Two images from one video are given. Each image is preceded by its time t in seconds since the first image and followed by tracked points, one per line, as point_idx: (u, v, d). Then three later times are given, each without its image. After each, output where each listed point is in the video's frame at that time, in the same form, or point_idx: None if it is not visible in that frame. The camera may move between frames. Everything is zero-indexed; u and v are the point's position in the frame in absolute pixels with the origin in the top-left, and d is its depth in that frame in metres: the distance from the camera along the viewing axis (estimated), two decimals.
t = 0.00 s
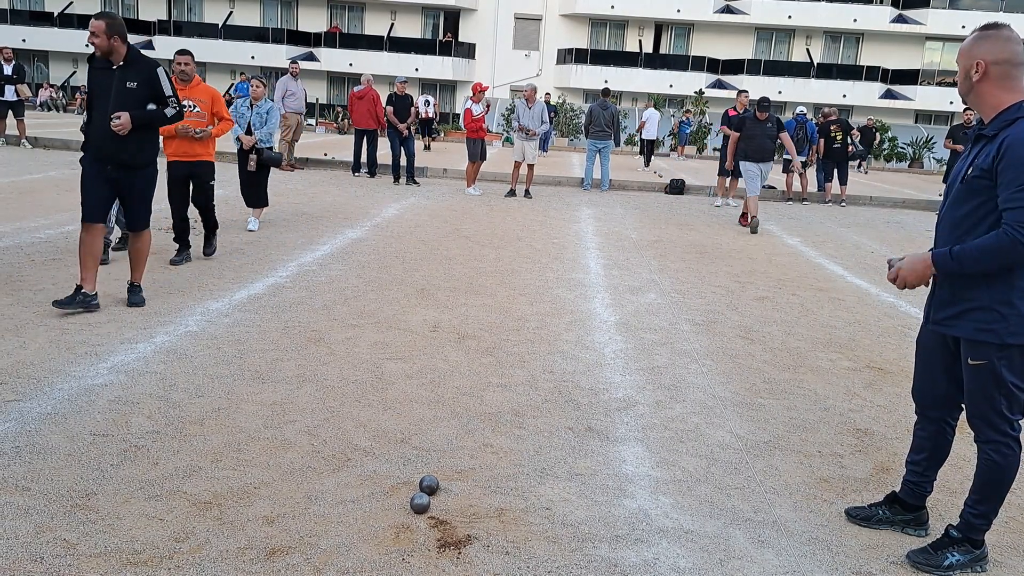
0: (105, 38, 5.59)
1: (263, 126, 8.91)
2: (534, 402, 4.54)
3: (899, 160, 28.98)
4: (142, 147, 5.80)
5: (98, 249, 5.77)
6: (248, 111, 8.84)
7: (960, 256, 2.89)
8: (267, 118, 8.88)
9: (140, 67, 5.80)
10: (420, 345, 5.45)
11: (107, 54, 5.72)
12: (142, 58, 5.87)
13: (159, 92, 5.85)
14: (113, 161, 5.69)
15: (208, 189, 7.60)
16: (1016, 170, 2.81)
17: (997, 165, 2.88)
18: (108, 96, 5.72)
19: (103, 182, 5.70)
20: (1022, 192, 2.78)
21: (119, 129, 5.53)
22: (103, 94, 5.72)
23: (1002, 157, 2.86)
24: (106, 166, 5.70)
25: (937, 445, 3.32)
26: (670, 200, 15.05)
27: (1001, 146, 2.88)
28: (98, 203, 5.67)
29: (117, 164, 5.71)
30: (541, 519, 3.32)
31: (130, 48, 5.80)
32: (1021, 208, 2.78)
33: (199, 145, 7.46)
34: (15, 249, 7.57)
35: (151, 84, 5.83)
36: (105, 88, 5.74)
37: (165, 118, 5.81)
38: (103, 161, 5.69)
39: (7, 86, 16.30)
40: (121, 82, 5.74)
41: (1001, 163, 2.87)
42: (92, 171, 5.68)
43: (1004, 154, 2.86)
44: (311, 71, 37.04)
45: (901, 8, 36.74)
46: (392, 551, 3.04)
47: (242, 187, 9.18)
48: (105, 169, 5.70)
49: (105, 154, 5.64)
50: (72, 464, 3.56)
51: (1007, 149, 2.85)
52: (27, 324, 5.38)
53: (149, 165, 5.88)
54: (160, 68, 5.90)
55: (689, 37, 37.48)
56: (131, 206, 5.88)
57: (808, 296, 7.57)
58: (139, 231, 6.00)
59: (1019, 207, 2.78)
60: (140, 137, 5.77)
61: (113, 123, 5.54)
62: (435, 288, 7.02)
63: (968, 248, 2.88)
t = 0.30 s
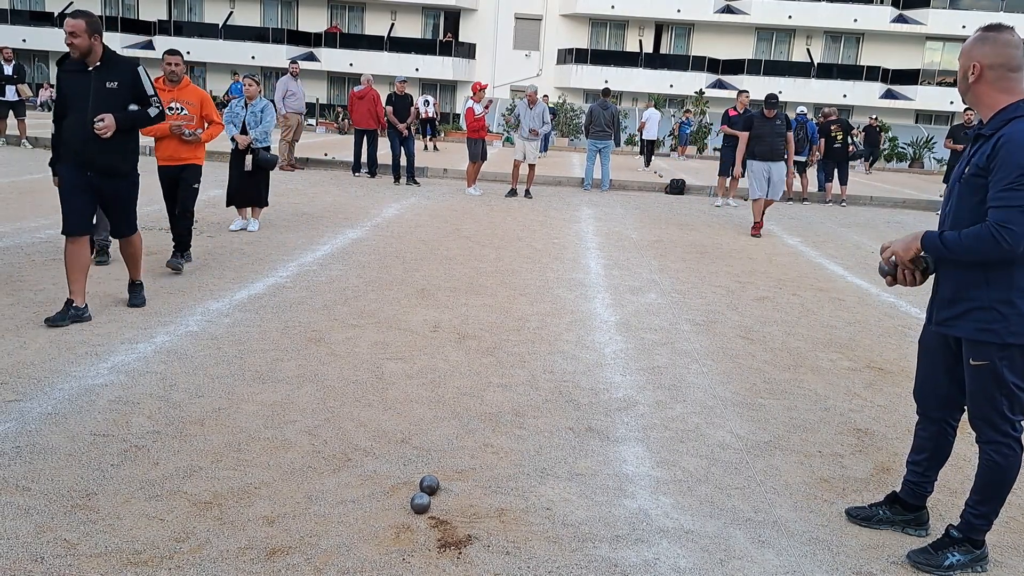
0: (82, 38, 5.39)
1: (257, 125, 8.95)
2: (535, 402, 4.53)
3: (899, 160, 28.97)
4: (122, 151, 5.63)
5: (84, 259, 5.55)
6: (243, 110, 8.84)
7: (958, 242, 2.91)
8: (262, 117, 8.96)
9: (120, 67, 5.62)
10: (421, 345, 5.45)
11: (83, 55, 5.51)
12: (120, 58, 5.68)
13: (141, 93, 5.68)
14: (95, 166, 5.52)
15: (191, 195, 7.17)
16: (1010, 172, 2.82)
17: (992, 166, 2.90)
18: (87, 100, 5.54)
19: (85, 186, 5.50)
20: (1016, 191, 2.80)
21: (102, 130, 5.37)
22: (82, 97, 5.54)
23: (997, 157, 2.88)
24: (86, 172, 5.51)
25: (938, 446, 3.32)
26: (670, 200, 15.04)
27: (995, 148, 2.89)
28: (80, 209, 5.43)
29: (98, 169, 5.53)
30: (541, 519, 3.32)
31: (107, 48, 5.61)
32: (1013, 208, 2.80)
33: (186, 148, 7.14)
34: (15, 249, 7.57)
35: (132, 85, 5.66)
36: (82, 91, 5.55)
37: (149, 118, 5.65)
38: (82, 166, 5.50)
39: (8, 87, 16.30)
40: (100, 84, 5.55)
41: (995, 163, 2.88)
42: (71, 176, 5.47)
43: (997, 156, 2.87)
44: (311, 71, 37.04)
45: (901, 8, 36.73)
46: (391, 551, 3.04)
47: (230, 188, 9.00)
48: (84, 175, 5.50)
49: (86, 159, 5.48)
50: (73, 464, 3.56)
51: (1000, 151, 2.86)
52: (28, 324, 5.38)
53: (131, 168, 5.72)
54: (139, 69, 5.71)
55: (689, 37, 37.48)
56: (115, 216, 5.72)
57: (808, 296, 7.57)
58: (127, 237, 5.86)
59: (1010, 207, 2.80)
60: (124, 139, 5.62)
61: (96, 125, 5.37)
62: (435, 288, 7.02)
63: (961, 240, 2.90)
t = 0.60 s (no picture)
0: (59, 32, 5.08)
1: (250, 128, 8.59)
2: (535, 402, 4.53)
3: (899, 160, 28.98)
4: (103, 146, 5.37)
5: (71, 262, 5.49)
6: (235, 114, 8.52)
7: (949, 267, 2.91)
8: (254, 120, 8.55)
9: (97, 59, 5.33)
10: (421, 345, 5.44)
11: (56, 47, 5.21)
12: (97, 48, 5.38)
13: (120, 86, 5.41)
14: (73, 162, 5.29)
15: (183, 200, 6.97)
16: (997, 170, 2.82)
17: (983, 164, 2.90)
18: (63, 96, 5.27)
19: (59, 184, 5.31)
20: (1000, 193, 2.80)
21: (82, 127, 5.08)
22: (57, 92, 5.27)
23: (987, 157, 2.89)
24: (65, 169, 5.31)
25: (939, 445, 3.32)
26: (670, 200, 15.05)
27: (987, 147, 2.90)
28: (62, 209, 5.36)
29: (77, 167, 5.31)
30: (541, 519, 3.32)
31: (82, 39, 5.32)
32: (998, 209, 2.80)
33: (177, 150, 6.90)
34: (15, 249, 7.57)
35: (110, 78, 5.38)
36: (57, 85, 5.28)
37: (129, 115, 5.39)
38: (61, 163, 5.30)
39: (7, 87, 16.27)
40: (78, 78, 5.27)
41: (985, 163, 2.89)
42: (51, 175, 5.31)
43: (988, 154, 2.88)
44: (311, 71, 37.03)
45: (902, 8, 36.73)
46: (392, 551, 3.04)
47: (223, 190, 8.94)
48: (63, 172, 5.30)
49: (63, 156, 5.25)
50: (73, 464, 3.55)
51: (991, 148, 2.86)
52: (28, 324, 5.38)
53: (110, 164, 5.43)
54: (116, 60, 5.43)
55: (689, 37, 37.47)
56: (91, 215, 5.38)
57: (808, 296, 7.56)
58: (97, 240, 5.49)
59: (995, 207, 2.80)
60: (102, 133, 5.36)
61: (74, 122, 5.08)
62: (435, 288, 7.02)
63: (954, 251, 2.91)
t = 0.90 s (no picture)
0: (49, 31, 4.91)
1: (236, 126, 8.55)
2: (536, 402, 4.54)
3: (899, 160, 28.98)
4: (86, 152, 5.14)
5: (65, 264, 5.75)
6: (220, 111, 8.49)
7: (954, 271, 2.83)
8: (241, 118, 8.52)
9: (87, 64, 5.18)
10: (421, 345, 5.45)
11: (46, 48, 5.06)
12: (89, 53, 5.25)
13: (109, 93, 5.27)
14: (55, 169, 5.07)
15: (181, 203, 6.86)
16: (1004, 171, 2.82)
17: (989, 164, 2.90)
18: (50, 99, 5.10)
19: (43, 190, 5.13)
20: (1008, 195, 2.80)
21: (65, 135, 4.91)
22: (45, 95, 5.10)
23: (992, 156, 2.89)
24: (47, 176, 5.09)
25: (937, 444, 3.33)
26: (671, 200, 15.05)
27: (994, 146, 2.90)
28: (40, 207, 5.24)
29: (59, 172, 5.07)
30: (541, 518, 3.32)
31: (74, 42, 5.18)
32: (1005, 211, 2.80)
33: (173, 152, 6.72)
34: (15, 249, 7.57)
35: (100, 84, 5.24)
36: (45, 87, 5.12)
37: (116, 123, 5.25)
38: (41, 169, 5.08)
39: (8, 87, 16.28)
40: (64, 82, 5.12)
41: (990, 163, 2.89)
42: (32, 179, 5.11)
43: (994, 154, 2.88)
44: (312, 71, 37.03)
45: (902, 8, 36.74)
46: (392, 551, 3.05)
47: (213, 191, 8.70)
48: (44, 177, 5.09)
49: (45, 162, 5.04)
50: (74, 464, 3.56)
51: (998, 148, 2.86)
52: (29, 324, 5.39)
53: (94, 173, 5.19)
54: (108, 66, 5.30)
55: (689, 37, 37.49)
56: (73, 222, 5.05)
57: (809, 295, 7.56)
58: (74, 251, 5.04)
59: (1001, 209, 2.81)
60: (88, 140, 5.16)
61: (58, 129, 4.92)
62: (435, 288, 7.02)
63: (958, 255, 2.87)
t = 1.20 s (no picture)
0: (52, 26, 4.72)
1: (221, 129, 8.33)
2: (536, 402, 4.53)
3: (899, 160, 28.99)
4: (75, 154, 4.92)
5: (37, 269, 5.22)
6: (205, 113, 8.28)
7: (975, 286, 2.76)
8: (226, 120, 8.31)
9: (85, 63, 4.97)
10: (421, 345, 5.44)
11: (44, 43, 4.85)
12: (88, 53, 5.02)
13: (102, 93, 5.00)
14: (47, 170, 4.86)
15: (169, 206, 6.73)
16: (1006, 170, 2.81)
17: (990, 164, 2.89)
18: (42, 96, 4.88)
19: (35, 194, 4.89)
20: (1011, 193, 2.78)
21: (52, 130, 4.68)
22: (37, 91, 4.88)
23: (993, 156, 2.88)
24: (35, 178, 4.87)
25: (936, 444, 3.34)
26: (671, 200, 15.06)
27: (994, 146, 2.89)
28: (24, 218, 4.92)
29: (49, 175, 4.87)
30: (541, 519, 3.32)
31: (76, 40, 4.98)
32: (1009, 211, 2.78)
33: (160, 156, 6.52)
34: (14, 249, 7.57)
35: (95, 84, 5.00)
36: (38, 84, 4.90)
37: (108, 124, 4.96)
38: (32, 170, 4.87)
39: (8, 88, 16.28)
40: (58, 78, 4.90)
41: (991, 163, 2.89)
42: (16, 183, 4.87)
43: (995, 154, 2.87)
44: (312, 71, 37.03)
45: (902, 8, 36.76)
46: (392, 551, 3.05)
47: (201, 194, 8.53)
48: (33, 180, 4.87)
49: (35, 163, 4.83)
50: (74, 464, 3.56)
51: (997, 148, 2.86)
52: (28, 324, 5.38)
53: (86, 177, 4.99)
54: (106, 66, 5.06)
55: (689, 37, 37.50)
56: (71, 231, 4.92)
57: (809, 296, 7.56)
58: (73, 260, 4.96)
59: (1005, 208, 2.78)
60: (78, 141, 4.94)
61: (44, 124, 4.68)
62: (436, 288, 7.02)
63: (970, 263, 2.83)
